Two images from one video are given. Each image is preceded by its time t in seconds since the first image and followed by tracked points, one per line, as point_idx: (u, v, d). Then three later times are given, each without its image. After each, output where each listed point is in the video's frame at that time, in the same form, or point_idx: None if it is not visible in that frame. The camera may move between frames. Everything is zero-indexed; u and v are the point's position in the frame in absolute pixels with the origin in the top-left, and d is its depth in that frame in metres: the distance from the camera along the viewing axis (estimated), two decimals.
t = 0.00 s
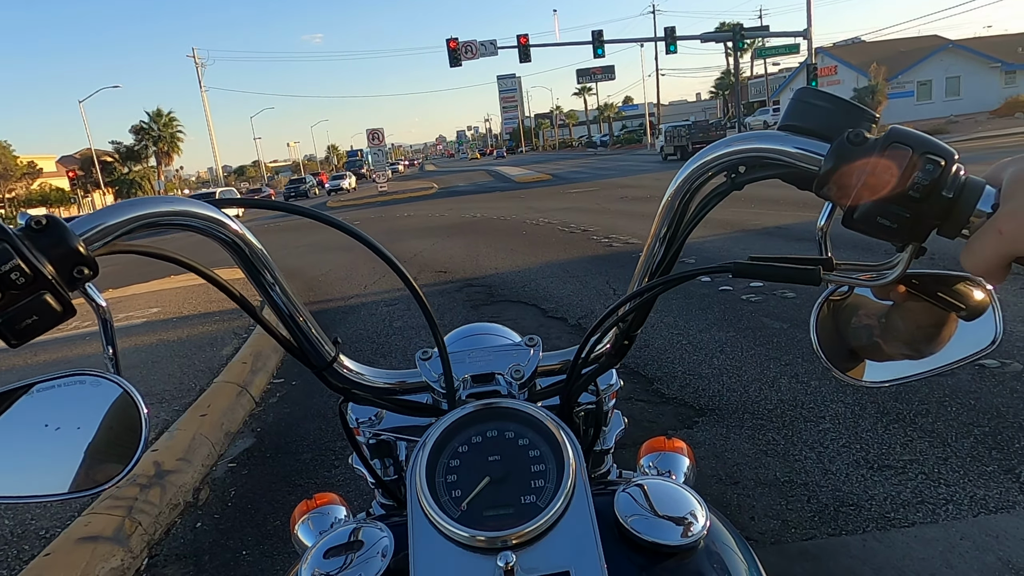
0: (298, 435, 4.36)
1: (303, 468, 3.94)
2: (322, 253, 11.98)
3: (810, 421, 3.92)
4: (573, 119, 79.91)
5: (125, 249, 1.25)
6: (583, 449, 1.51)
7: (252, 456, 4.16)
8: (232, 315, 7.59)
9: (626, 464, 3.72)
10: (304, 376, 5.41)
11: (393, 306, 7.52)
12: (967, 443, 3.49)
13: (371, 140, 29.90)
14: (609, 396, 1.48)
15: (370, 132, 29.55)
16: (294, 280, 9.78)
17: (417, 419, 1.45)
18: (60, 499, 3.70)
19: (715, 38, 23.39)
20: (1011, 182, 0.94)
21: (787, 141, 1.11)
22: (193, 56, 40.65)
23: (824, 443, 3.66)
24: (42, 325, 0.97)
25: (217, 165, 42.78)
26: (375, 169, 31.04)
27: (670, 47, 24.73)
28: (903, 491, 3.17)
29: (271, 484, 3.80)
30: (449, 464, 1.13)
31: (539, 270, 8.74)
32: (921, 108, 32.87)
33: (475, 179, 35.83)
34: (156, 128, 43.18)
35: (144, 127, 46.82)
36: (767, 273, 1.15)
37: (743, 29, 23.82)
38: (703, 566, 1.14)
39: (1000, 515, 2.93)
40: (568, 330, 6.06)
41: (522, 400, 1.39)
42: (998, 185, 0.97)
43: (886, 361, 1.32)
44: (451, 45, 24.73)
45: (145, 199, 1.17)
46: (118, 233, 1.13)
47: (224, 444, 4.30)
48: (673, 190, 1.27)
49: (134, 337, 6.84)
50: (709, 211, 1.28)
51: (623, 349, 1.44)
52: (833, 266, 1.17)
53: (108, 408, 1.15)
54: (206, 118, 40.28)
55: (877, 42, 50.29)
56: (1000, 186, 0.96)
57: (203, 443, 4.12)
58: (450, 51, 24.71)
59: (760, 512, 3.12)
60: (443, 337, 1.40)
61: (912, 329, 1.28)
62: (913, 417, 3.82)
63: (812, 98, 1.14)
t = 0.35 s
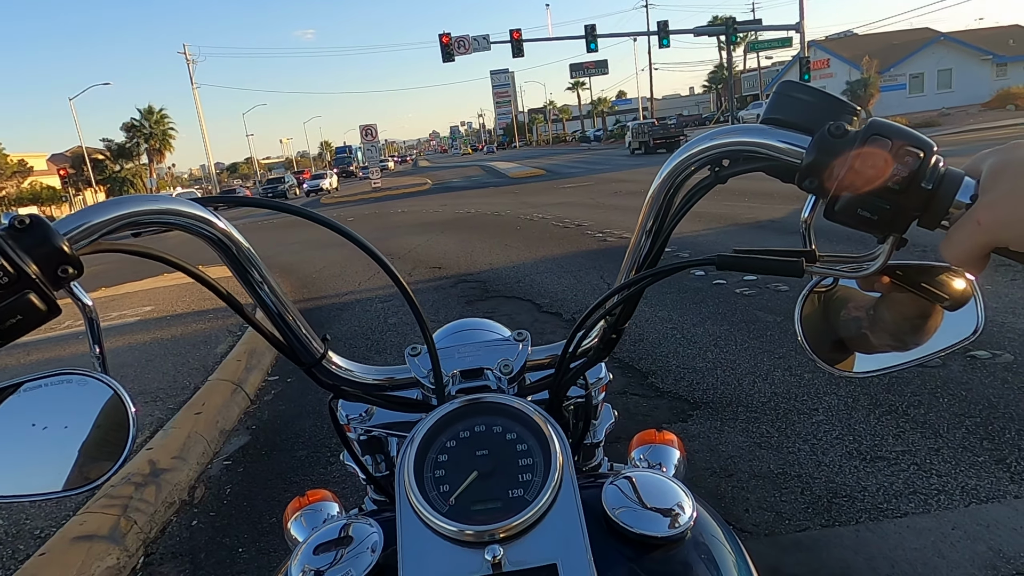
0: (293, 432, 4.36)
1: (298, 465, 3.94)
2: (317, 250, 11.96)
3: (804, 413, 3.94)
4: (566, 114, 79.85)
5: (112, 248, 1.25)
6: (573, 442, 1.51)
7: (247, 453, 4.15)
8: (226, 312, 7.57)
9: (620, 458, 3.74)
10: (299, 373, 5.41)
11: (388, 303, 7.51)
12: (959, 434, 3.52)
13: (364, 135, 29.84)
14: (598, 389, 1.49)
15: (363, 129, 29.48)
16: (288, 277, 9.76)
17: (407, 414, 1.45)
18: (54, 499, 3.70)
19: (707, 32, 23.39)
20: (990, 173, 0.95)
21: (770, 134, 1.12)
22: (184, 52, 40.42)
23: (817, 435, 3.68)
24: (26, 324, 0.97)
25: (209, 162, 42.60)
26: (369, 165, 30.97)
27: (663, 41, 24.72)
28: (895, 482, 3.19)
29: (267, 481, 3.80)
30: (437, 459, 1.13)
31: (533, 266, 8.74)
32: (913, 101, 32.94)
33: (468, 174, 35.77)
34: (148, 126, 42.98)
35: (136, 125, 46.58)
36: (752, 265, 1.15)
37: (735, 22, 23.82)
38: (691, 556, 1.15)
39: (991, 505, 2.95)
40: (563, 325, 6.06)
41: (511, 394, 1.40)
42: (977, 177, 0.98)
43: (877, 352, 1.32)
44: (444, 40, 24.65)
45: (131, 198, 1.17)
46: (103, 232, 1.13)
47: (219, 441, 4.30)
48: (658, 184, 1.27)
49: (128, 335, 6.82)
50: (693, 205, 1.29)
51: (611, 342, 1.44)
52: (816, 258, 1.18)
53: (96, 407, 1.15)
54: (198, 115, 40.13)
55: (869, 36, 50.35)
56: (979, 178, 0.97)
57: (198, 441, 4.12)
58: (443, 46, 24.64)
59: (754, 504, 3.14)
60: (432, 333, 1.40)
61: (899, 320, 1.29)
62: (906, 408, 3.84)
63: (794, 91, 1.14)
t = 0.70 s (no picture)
0: (289, 429, 4.36)
1: (295, 462, 3.94)
2: (312, 247, 11.95)
3: (799, 407, 3.95)
4: (562, 110, 79.79)
5: (104, 247, 1.24)
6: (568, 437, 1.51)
7: (244, 451, 4.14)
8: (221, 310, 7.55)
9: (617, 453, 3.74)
10: (295, 370, 5.40)
11: (384, 299, 7.50)
12: (953, 427, 3.53)
13: (359, 132, 29.79)
14: (592, 383, 1.49)
15: (358, 125, 29.45)
16: (284, 274, 9.75)
17: (402, 411, 1.46)
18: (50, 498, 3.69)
19: (703, 27, 23.34)
20: (981, 164, 0.95)
21: (763, 127, 1.12)
22: (178, 49, 40.26)
23: (813, 429, 3.69)
24: (14, 324, 0.97)
25: (204, 160, 42.50)
26: (365, 162, 30.90)
27: (658, 36, 24.68)
28: (891, 476, 3.20)
29: (263, 479, 3.80)
30: (431, 456, 1.13)
31: (529, 262, 8.73)
32: (908, 96, 32.98)
33: (464, 170, 35.71)
34: (141, 123, 42.76)
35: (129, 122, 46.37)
36: (745, 260, 1.16)
37: (731, 17, 23.78)
38: (685, 549, 1.15)
39: (986, 497, 2.96)
40: (559, 322, 6.07)
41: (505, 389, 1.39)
42: (968, 168, 0.98)
43: (869, 346, 1.32)
44: (439, 36, 24.58)
45: (119, 197, 1.15)
46: (93, 231, 1.12)
47: (216, 439, 4.29)
48: (651, 178, 1.27)
49: (123, 334, 6.80)
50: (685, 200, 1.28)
51: (605, 337, 1.44)
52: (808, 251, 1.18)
53: (88, 407, 1.15)
54: (192, 111, 40.00)
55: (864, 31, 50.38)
56: (969, 169, 0.97)
57: (194, 439, 4.11)
58: (438, 42, 24.57)
59: (750, 498, 3.15)
60: (425, 329, 1.40)
61: (892, 313, 1.29)
62: (901, 402, 3.86)
63: (785, 84, 1.14)
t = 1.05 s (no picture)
0: (286, 424, 4.36)
1: (292, 457, 3.94)
2: (310, 242, 11.93)
3: (796, 402, 3.95)
4: (559, 105, 79.63)
5: (102, 238, 1.24)
6: (567, 431, 1.51)
7: (241, 445, 4.14)
8: (219, 305, 7.53)
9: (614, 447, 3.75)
10: (292, 364, 5.40)
11: (381, 294, 7.49)
12: (949, 422, 3.54)
13: (356, 126, 29.73)
14: (591, 377, 1.49)
15: (355, 120, 29.39)
16: (281, 269, 9.73)
17: (401, 404, 1.45)
18: (47, 491, 3.69)
19: (700, 22, 23.28)
20: (983, 157, 0.95)
21: (763, 120, 1.12)
22: (174, 42, 40.13)
23: (809, 424, 3.70)
24: (12, 315, 0.96)
25: (199, 155, 42.36)
26: (362, 156, 30.84)
27: (656, 31, 24.63)
28: (887, 470, 3.21)
29: (260, 473, 3.80)
30: (429, 448, 1.13)
31: (527, 257, 8.72)
32: (905, 92, 32.96)
33: (462, 166, 35.63)
34: (137, 118, 42.56)
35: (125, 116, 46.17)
36: (744, 253, 1.15)
37: (729, 12, 23.71)
38: (684, 543, 1.15)
39: (981, 492, 2.97)
40: (557, 316, 6.07)
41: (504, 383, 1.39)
42: (969, 161, 0.98)
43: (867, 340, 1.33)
44: (436, 31, 24.50)
45: (116, 186, 1.15)
46: (91, 221, 1.12)
47: (213, 433, 4.29)
48: (651, 170, 1.27)
49: (119, 328, 6.78)
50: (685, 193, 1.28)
51: (604, 331, 1.44)
52: (808, 245, 1.18)
53: (86, 398, 1.14)
54: (188, 105, 39.84)
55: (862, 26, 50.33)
56: (970, 163, 0.97)
57: (191, 433, 4.11)
58: (435, 37, 24.50)
59: (747, 493, 3.15)
60: (424, 323, 1.40)
61: (889, 308, 1.29)
62: (897, 397, 3.87)
63: (786, 77, 1.14)
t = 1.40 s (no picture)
0: (285, 421, 4.36)
1: (290, 453, 3.94)
2: (308, 239, 11.92)
3: (794, 399, 3.96)
4: (558, 101, 79.56)
5: (99, 235, 1.24)
6: (565, 428, 1.51)
7: (239, 442, 4.14)
8: (216, 302, 7.51)
9: (613, 444, 3.75)
10: (291, 361, 5.39)
11: (379, 291, 7.49)
12: (946, 418, 3.55)
13: (354, 123, 29.72)
14: (589, 374, 1.48)
15: (353, 116, 29.37)
16: (279, 266, 9.72)
17: (399, 401, 1.45)
18: (44, 489, 3.68)
19: (699, 18, 23.24)
20: (981, 152, 0.95)
21: (762, 116, 1.12)
22: (171, 38, 40.05)
23: (807, 420, 3.70)
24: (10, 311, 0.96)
25: (197, 152, 42.27)
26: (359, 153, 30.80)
27: (654, 27, 24.62)
28: (884, 466, 3.21)
29: (258, 470, 3.80)
30: (428, 444, 1.13)
31: (525, 253, 8.72)
32: (904, 89, 32.97)
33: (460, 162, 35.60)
34: (134, 114, 42.44)
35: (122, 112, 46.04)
36: (743, 249, 1.15)
37: (727, 9, 23.69)
38: (682, 539, 1.15)
39: (978, 488, 2.98)
40: (555, 313, 6.07)
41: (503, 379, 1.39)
42: (968, 157, 0.98)
43: (865, 336, 1.33)
44: (434, 27, 24.48)
45: (113, 182, 1.15)
46: (87, 218, 1.12)
47: (211, 430, 4.29)
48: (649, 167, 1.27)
49: (117, 325, 6.76)
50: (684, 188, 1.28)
51: (602, 327, 1.44)
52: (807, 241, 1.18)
53: (84, 395, 1.14)
54: (185, 101, 39.75)
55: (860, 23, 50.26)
56: (969, 158, 0.97)
57: (189, 430, 4.10)
58: (433, 33, 24.48)
59: (745, 489, 3.16)
60: (422, 319, 1.39)
61: (888, 304, 1.28)
62: (894, 393, 3.88)
63: (785, 72, 1.14)
